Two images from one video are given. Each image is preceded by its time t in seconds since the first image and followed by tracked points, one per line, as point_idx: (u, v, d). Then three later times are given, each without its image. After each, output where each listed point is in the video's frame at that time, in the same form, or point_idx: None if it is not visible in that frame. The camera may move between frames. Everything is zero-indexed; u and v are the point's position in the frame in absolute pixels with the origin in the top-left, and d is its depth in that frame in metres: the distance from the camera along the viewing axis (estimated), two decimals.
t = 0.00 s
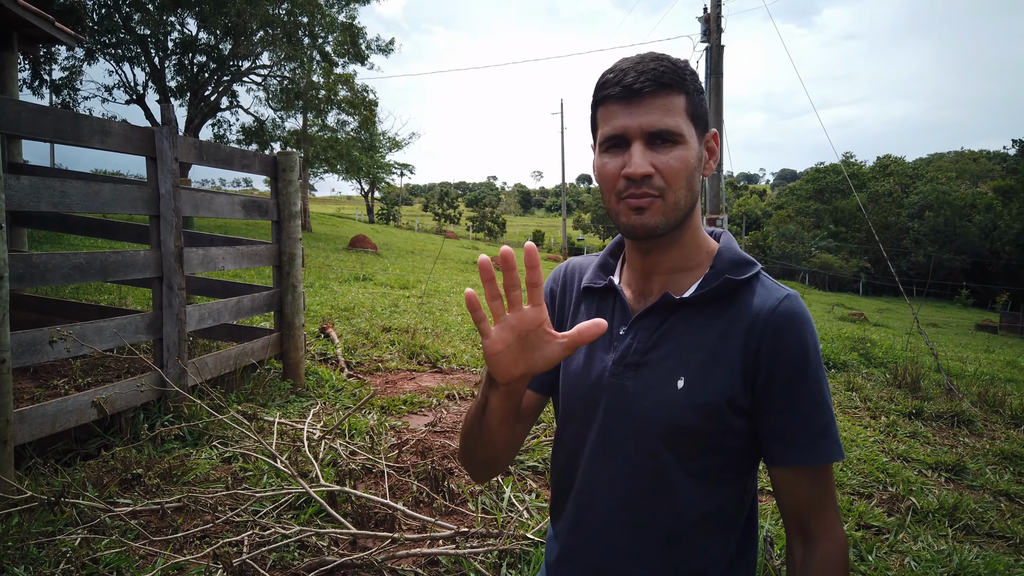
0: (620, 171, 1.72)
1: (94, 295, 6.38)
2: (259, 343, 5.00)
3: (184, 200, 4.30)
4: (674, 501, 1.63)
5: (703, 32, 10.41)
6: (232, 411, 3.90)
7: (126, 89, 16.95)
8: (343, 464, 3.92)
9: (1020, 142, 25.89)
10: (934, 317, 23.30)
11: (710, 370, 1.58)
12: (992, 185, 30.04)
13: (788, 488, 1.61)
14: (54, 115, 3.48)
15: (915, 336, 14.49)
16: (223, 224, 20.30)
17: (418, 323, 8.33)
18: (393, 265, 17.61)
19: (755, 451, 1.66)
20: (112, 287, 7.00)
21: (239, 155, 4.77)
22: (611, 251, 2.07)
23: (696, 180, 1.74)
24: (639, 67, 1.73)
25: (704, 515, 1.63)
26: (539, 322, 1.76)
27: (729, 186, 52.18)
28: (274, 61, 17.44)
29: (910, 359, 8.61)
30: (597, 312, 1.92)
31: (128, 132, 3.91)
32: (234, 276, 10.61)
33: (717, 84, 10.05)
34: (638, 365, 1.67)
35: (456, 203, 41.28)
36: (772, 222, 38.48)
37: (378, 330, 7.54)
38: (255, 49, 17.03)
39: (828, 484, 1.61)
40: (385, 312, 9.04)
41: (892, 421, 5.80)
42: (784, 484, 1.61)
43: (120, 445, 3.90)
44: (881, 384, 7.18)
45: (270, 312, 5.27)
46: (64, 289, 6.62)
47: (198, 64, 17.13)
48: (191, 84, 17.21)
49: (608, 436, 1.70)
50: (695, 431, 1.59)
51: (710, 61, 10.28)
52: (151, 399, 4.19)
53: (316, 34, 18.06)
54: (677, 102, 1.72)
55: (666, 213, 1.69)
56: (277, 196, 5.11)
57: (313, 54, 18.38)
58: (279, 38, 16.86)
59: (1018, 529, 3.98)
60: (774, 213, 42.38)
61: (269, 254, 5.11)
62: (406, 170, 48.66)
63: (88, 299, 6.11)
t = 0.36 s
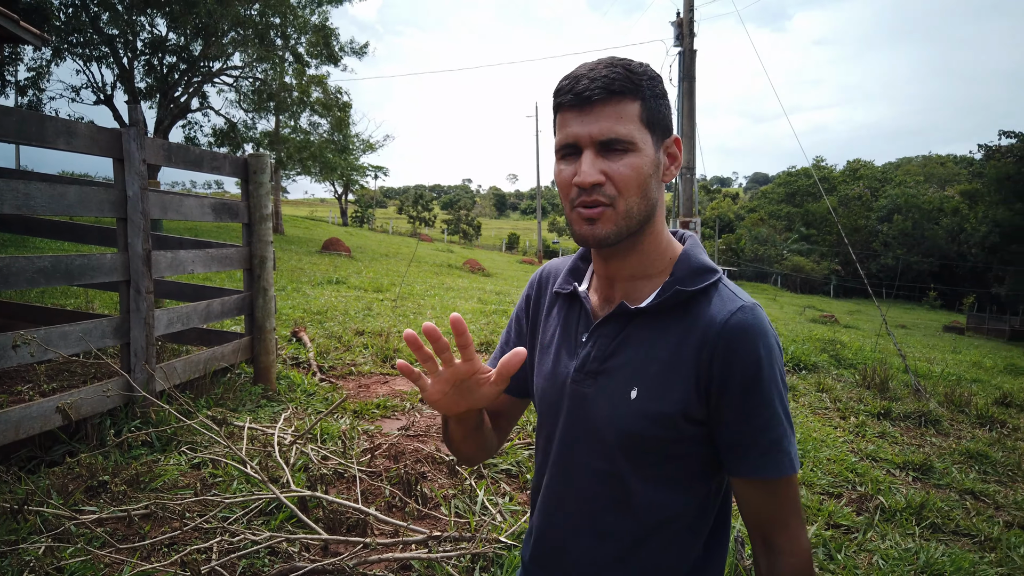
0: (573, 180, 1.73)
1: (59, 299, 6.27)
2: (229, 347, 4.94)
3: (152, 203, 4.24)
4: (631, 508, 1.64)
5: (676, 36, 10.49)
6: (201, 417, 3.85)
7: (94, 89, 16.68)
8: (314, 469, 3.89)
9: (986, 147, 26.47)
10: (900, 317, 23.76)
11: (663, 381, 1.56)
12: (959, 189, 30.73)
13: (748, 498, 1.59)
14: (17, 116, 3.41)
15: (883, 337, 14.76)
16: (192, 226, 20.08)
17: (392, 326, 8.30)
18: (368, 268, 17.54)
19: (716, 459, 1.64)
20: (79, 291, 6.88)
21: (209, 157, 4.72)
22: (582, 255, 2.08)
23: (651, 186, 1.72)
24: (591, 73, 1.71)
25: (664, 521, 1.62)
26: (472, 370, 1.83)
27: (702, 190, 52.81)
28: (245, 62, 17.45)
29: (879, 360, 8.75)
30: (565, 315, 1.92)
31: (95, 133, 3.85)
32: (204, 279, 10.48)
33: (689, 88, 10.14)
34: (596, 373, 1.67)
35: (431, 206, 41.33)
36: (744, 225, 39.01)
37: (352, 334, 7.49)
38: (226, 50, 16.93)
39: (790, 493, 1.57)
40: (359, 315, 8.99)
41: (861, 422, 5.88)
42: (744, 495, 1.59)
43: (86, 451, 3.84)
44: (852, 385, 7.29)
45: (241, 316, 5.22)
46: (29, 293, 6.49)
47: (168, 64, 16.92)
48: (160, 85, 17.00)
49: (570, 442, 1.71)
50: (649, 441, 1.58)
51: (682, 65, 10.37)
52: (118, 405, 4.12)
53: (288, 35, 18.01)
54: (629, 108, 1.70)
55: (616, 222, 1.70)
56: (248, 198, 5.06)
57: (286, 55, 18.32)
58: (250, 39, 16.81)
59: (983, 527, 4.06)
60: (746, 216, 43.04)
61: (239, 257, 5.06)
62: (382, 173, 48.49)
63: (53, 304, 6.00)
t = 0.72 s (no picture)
0: (528, 186, 1.78)
1: (28, 303, 6.17)
2: (204, 351, 4.90)
3: (125, 204, 4.20)
4: (597, 514, 1.65)
5: (652, 40, 10.58)
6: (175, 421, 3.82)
7: (66, 89, 16.46)
8: (290, 474, 3.87)
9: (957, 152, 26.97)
10: (873, 320, 24.12)
11: (628, 389, 1.58)
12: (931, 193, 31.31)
13: (710, 518, 1.55)
14: None
15: (856, 339, 14.97)
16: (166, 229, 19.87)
17: (370, 330, 8.27)
18: (345, 271, 17.49)
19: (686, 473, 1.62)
20: (49, 294, 6.78)
21: (183, 159, 4.69)
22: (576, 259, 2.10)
23: (603, 194, 1.70)
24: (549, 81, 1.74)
25: (628, 530, 1.62)
26: (431, 380, 1.88)
27: (680, 194, 53.34)
28: (220, 63, 17.38)
29: (852, 362, 8.87)
30: (550, 317, 1.96)
31: (66, 134, 3.81)
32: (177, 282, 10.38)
33: (665, 92, 10.23)
34: (569, 377, 1.70)
35: (409, 208, 41.35)
36: (722, 228, 39.40)
37: (329, 337, 7.46)
38: (201, 51, 16.80)
39: (754, 515, 1.52)
40: (336, 318, 8.96)
41: (835, 423, 5.96)
42: (704, 513, 1.56)
43: (57, 456, 3.79)
44: (826, 387, 7.37)
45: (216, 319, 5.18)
46: None
47: (141, 65, 16.76)
48: (134, 86, 16.84)
49: (543, 445, 1.75)
50: (614, 448, 1.59)
51: (659, 70, 10.47)
52: (90, 410, 4.07)
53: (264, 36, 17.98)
54: (582, 117, 1.70)
55: (562, 229, 1.72)
56: (223, 200, 5.02)
57: (262, 56, 18.28)
58: (225, 39, 16.85)
59: (954, 526, 4.13)
60: (723, 219, 43.53)
61: (214, 260, 5.02)
62: (361, 176, 48.47)
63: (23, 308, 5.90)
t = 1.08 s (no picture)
0: (526, 202, 1.78)
1: (12, 306, 6.13)
2: (192, 354, 4.89)
3: (112, 207, 4.19)
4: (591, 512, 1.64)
5: (641, 44, 10.62)
6: (162, 424, 3.81)
7: (52, 90, 16.37)
8: (279, 477, 3.86)
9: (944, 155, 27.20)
10: (859, 322, 24.27)
11: (624, 388, 1.58)
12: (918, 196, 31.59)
13: (708, 515, 1.55)
14: None
15: (843, 342, 15.08)
16: (153, 230, 19.78)
17: (359, 332, 8.25)
18: (334, 273, 17.45)
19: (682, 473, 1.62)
20: (35, 296, 6.74)
21: (171, 161, 4.67)
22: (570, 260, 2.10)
23: (602, 206, 1.71)
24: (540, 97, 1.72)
25: (622, 531, 1.62)
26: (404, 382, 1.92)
27: (669, 198, 53.59)
28: (208, 64, 17.33)
29: (839, 364, 8.93)
30: (543, 318, 1.95)
31: (52, 135, 3.79)
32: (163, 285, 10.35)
33: (653, 95, 10.27)
34: (565, 377, 1.70)
35: (398, 211, 41.31)
36: (710, 231, 39.59)
37: (317, 340, 7.44)
38: (189, 52, 16.73)
39: (751, 513, 1.53)
40: (324, 321, 8.94)
41: (823, 425, 6.00)
42: (702, 511, 1.56)
43: (44, 460, 3.77)
44: (813, 389, 7.42)
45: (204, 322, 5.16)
46: None
47: (128, 66, 16.69)
48: (121, 87, 16.76)
49: (537, 445, 1.74)
50: (609, 448, 1.59)
51: (647, 73, 10.50)
52: (76, 412, 4.05)
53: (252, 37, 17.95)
54: (576, 131, 1.69)
55: (565, 244, 1.73)
56: (211, 203, 5.01)
57: (250, 58, 18.24)
58: (213, 40, 16.80)
59: (940, 527, 4.16)
60: (712, 222, 43.75)
61: (202, 263, 5.01)
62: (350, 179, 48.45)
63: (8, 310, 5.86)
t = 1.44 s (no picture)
0: (566, 196, 1.73)
1: (2, 308, 6.11)
2: (183, 355, 4.87)
3: (103, 208, 4.17)
4: (591, 505, 1.62)
5: (633, 46, 10.64)
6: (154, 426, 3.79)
7: (43, 91, 16.31)
8: (271, 479, 3.85)
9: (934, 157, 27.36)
10: (850, 323, 24.38)
11: (622, 377, 1.57)
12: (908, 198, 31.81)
13: (711, 492, 1.59)
14: None
15: (835, 343, 15.16)
16: (145, 232, 19.73)
17: (351, 334, 8.25)
18: (326, 275, 17.44)
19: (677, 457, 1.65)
20: (24, 298, 6.70)
21: (162, 162, 4.65)
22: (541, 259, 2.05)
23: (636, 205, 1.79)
24: (592, 93, 1.70)
25: (621, 520, 1.61)
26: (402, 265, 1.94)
27: (661, 199, 53.76)
28: (200, 65, 17.30)
29: (830, 365, 8.98)
30: (522, 316, 1.86)
31: (43, 137, 3.77)
32: (154, 287, 10.33)
33: (646, 97, 10.28)
34: (554, 371, 1.66)
35: (390, 212, 41.29)
36: (703, 233, 39.74)
37: (310, 341, 7.43)
38: (180, 53, 16.69)
39: (755, 485, 1.56)
40: (316, 322, 8.94)
41: (814, 425, 6.03)
42: (706, 487, 1.59)
43: (33, 462, 3.75)
44: (804, 390, 7.45)
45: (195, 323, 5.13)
46: None
47: (119, 67, 16.64)
48: (112, 88, 16.71)
49: (526, 442, 1.69)
50: (607, 439, 1.57)
51: (639, 75, 10.52)
52: (67, 414, 4.04)
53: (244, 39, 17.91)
54: (623, 132, 1.74)
55: (609, 242, 1.74)
56: (203, 204, 5.00)
57: (242, 59, 18.21)
58: (205, 41, 16.77)
59: (930, 527, 4.18)
60: (705, 224, 43.91)
61: (193, 264, 4.99)
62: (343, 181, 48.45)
63: None
